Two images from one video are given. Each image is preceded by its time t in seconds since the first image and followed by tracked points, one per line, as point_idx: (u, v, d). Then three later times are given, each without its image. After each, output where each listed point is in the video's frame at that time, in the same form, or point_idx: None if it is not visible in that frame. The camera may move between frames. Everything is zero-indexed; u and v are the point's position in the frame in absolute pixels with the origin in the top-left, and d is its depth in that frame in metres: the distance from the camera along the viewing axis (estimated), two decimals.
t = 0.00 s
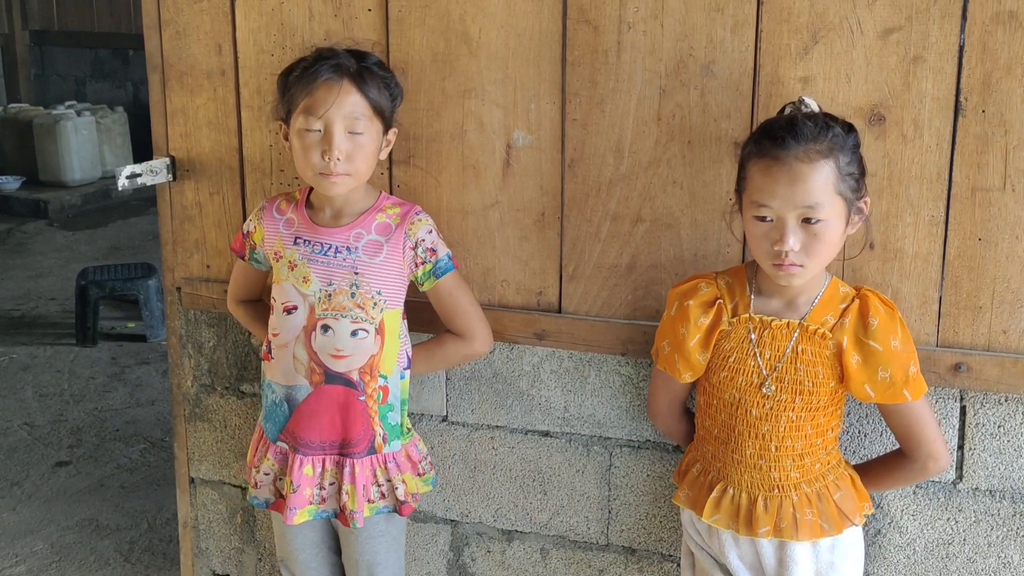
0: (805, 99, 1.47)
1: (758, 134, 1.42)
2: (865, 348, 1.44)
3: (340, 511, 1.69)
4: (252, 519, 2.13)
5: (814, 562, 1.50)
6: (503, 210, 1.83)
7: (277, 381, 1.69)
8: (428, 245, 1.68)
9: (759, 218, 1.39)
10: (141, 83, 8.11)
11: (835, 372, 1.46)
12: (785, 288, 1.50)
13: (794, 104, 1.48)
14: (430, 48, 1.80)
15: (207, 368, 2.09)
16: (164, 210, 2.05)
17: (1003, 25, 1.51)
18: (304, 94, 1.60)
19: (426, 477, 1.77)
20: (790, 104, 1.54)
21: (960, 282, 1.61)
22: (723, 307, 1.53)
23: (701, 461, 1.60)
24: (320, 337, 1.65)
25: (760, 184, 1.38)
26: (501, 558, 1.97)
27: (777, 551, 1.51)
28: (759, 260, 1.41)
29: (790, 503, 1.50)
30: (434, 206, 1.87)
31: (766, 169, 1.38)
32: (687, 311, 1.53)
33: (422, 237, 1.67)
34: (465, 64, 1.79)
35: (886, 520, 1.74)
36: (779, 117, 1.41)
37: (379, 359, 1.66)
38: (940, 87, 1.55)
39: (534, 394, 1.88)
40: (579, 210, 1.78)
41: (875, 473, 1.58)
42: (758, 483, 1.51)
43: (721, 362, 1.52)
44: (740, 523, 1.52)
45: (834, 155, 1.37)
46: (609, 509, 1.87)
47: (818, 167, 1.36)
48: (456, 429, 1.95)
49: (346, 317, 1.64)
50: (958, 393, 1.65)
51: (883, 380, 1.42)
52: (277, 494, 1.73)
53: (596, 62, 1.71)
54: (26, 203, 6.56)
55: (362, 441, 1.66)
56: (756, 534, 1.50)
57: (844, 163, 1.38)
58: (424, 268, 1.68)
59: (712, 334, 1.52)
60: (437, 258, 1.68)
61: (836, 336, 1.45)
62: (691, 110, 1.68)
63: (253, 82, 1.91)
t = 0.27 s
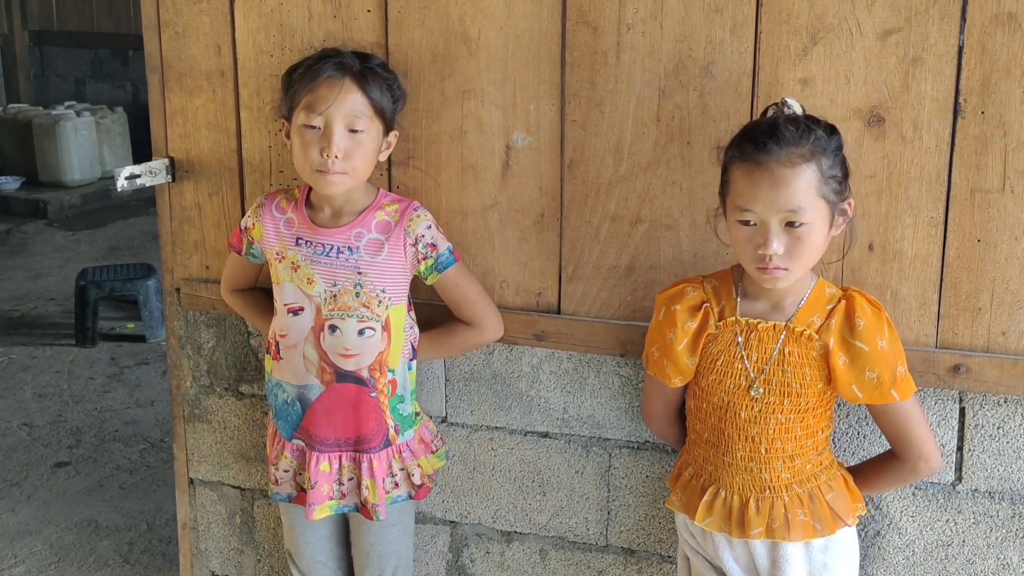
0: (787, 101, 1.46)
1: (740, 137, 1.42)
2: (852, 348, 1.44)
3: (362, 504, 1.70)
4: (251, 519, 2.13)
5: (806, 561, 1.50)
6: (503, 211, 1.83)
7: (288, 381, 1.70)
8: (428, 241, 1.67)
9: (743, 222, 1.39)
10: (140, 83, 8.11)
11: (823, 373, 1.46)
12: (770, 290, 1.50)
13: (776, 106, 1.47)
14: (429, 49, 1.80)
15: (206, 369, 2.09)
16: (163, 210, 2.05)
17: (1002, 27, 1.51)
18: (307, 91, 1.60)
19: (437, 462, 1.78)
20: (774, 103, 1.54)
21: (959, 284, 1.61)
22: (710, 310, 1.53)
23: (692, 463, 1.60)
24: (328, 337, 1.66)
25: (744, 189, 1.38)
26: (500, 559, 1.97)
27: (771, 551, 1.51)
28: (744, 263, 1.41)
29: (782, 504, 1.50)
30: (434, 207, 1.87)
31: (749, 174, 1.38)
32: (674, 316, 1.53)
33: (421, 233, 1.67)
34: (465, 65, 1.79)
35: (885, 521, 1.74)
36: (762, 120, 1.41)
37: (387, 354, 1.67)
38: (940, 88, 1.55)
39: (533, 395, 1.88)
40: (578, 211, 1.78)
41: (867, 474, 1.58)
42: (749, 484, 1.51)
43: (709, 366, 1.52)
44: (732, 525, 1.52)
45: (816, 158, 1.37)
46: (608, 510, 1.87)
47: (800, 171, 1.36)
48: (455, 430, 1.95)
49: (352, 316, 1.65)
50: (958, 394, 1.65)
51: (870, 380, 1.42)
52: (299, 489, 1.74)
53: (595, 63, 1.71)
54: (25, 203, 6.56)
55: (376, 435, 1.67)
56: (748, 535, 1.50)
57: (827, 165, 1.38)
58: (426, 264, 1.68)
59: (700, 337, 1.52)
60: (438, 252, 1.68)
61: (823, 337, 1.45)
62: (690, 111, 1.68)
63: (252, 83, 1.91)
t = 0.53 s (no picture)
0: (773, 98, 1.46)
1: (729, 135, 1.41)
2: (842, 340, 1.44)
3: (340, 508, 1.68)
4: (248, 519, 2.13)
5: (798, 558, 1.49)
6: (500, 210, 1.82)
7: (268, 383, 1.70)
8: (411, 240, 1.67)
9: (733, 221, 1.38)
10: (139, 83, 8.10)
11: (812, 367, 1.46)
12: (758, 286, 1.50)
13: (761, 103, 1.47)
14: (427, 47, 1.80)
15: (204, 368, 2.09)
16: (160, 209, 2.05)
17: (1001, 24, 1.50)
18: (292, 86, 1.60)
19: (421, 476, 1.75)
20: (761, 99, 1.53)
21: (958, 283, 1.61)
22: (699, 307, 1.53)
23: (684, 461, 1.59)
24: (308, 337, 1.65)
25: (733, 190, 1.38)
26: (499, 559, 1.97)
27: (763, 546, 1.50)
28: (734, 261, 1.40)
29: (773, 500, 1.49)
30: (431, 206, 1.87)
31: (738, 173, 1.38)
32: (664, 314, 1.53)
33: (404, 232, 1.67)
34: (462, 63, 1.78)
35: (884, 521, 1.73)
36: (751, 118, 1.40)
37: (367, 356, 1.66)
38: (939, 86, 1.55)
39: (531, 394, 1.87)
40: (576, 210, 1.77)
41: (860, 471, 1.57)
42: (741, 481, 1.51)
43: (699, 363, 1.52)
44: (724, 521, 1.51)
45: (806, 157, 1.37)
46: (606, 510, 1.87)
47: (790, 171, 1.36)
48: (453, 430, 1.94)
49: (332, 316, 1.64)
50: (956, 393, 1.64)
51: (863, 371, 1.43)
52: (283, 493, 1.72)
53: (593, 61, 1.71)
54: (24, 203, 6.56)
55: (356, 438, 1.66)
56: (740, 531, 1.49)
57: (817, 165, 1.38)
58: (408, 264, 1.68)
59: (689, 335, 1.52)
60: (421, 252, 1.68)
61: (812, 330, 1.45)
62: (688, 109, 1.67)
63: (249, 82, 1.91)
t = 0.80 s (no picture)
0: (784, 103, 1.45)
1: (741, 142, 1.39)
2: (836, 348, 1.43)
3: (318, 523, 1.66)
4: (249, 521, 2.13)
5: (787, 560, 1.48)
6: (502, 211, 1.82)
7: (260, 387, 1.69)
8: (404, 246, 1.64)
9: (741, 230, 1.37)
10: (139, 82, 8.10)
11: (806, 373, 1.46)
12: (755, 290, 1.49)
13: (772, 107, 1.46)
14: (428, 48, 1.79)
15: (204, 370, 2.08)
16: (161, 211, 2.04)
17: (1005, 26, 1.50)
18: (282, 90, 1.59)
19: (406, 492, 1.72)
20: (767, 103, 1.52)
21: (962, 285, 1.60)
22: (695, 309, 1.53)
23: (678, 459, 1.60)
24: (301, 341, 1.65)
25: (744, 200, 1.36)
26: (500, 561, 1.96)
27: (751, 545, 1.50)
28: (737, 269, 1.40)
29: (762, 500, 1.48)
30: (433, 207, 1.86)
31: (750, 183, 1.36)
32: (660, 314, 1.54)
33: (398, 238, 1.64)
34: (464, 64, 1.78)
35: (887, 524, 1.73)
36: (765, 126, 1.38)
37: (360, 362, 1.66)
38: (943, 88, 1.54)
39: (533, 397, 1.87)
40: (578, 212, 1.77)
41: (857, 475, 1.56)
42: (730, 480, 1.50)
43: (692, 363, 1.52)
44: (712, 520, 1.51)
45: (820, 171, 1.36)
46: (608, 513, 1.86)
47: (803, 184, 1.35)
48: (454, 431, 1.94)
49: (325, 320, 1.64)
50: (960, 396, 1.64)
51: (857, 379, 1.41)
52: (238, 501, 1.73)
53: (595, 63, 1.70)
54: (25, 203, 6.56)
55: (341, 446, 1.66)
56: (728, 529, 1.49)
57: (828, 178, 1.37)
58: (400, 270, 1.65)
59: (684, 335, 1.52)
60: (413, 258, 1.64)
61: (806, 337, 1.44)
62: (691, 111, 1.67)
63: (250, 83, 1.90)
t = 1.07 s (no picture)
0: (788, 105, 1.44)
1: (744, 150, 1.37)
2: (828, 352, 1.41)
3: (334, 516, 1.66)
4: (249, 519, 2.12)
5: (781, 558, 1.48)
6: (503, 208, 1.81)
7: (271, 382, 1.68)
8: (411, 239, 1.64)
9: (740, 239, 1.36)
10: (139, 80, 8.09)
11: (798, 377, 1.44)
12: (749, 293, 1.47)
13: (776, 109, 1.44)
14: (428, 45, 1.78)
15: (204, 368, 2.08)
16: (160, 208, 2.03)
17: (1009, 22, 1.49)
18: (282, 87, 1.58)
19: (419, 477, 1.73)
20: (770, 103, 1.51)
21: (965, 282, 1.59)
22: (691, 309, 1.52)
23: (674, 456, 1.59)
24: (311, 336, 1.64)
25: (745, 210, 1.35)
26: (501, 560, 1.96)
27: (744, 543, 1.49)
28: (735, 275, 1.39)
29: (754, 498, 1.47)
30: (433, 204, 1.85)
31: (752, 194, 1.35)
32: (656, 314, 1.53)
33: (404, 232, 1.64)
34: (464, 61, 1.77)
35: (889, 522, 1.72)
36: (770, 134, 1.37)
37: (370, 355, 1.65)
38: (946, 84, 1.53)
39: (534, 394, 1.86)
40: (579, 209, 1.76)
41: (853, 476, 1.54)
42: (723, 477, 1.50)
43: (687, 363, 1.52)
44: (704, 518, 1.50)
45: (823, 185, 1.34)
46: (609, 511, 1.86)
47: (805, 198, 1.33)
48: (455, 429, 1.93)
49: (334, 315, 1.63)
50: (963, 393, 1.63)
51: (847, 384, 1.39)
52: (269, 496, 1.72)
53: (596, 59, 1.69)
54: (24, 201, 6.55)
55: (353, 440, 1.65)
56: (720, 527, 1.48)
57: (832, 190, 1.35)
58: (408, 263, 1.65)
59: (679, 336, 1.52)
60: (421, 251, 1.64)
61: (799, 341, 1.42)
62: (692, 107, 1.66)
63: (250, 79, 1.90)
